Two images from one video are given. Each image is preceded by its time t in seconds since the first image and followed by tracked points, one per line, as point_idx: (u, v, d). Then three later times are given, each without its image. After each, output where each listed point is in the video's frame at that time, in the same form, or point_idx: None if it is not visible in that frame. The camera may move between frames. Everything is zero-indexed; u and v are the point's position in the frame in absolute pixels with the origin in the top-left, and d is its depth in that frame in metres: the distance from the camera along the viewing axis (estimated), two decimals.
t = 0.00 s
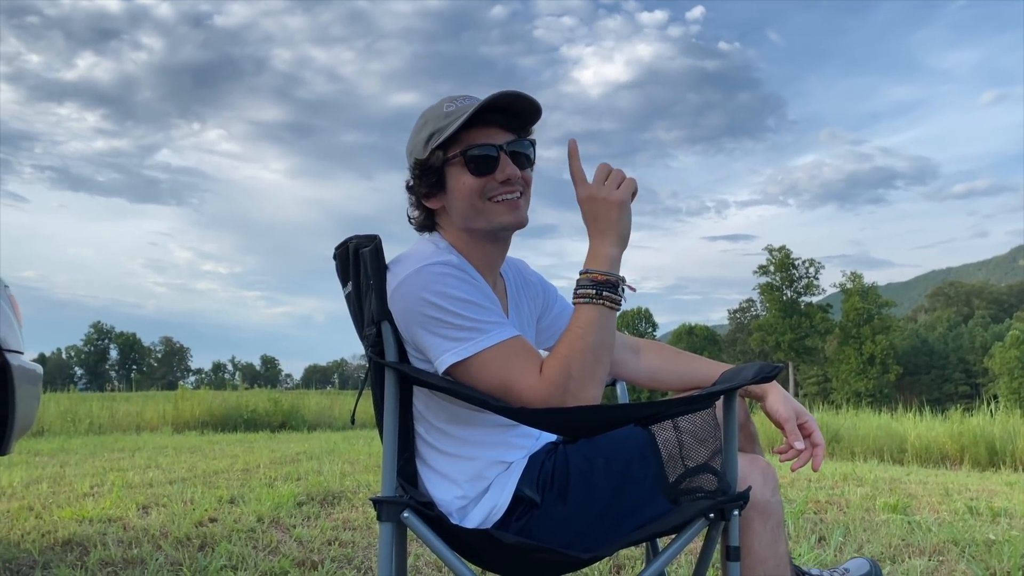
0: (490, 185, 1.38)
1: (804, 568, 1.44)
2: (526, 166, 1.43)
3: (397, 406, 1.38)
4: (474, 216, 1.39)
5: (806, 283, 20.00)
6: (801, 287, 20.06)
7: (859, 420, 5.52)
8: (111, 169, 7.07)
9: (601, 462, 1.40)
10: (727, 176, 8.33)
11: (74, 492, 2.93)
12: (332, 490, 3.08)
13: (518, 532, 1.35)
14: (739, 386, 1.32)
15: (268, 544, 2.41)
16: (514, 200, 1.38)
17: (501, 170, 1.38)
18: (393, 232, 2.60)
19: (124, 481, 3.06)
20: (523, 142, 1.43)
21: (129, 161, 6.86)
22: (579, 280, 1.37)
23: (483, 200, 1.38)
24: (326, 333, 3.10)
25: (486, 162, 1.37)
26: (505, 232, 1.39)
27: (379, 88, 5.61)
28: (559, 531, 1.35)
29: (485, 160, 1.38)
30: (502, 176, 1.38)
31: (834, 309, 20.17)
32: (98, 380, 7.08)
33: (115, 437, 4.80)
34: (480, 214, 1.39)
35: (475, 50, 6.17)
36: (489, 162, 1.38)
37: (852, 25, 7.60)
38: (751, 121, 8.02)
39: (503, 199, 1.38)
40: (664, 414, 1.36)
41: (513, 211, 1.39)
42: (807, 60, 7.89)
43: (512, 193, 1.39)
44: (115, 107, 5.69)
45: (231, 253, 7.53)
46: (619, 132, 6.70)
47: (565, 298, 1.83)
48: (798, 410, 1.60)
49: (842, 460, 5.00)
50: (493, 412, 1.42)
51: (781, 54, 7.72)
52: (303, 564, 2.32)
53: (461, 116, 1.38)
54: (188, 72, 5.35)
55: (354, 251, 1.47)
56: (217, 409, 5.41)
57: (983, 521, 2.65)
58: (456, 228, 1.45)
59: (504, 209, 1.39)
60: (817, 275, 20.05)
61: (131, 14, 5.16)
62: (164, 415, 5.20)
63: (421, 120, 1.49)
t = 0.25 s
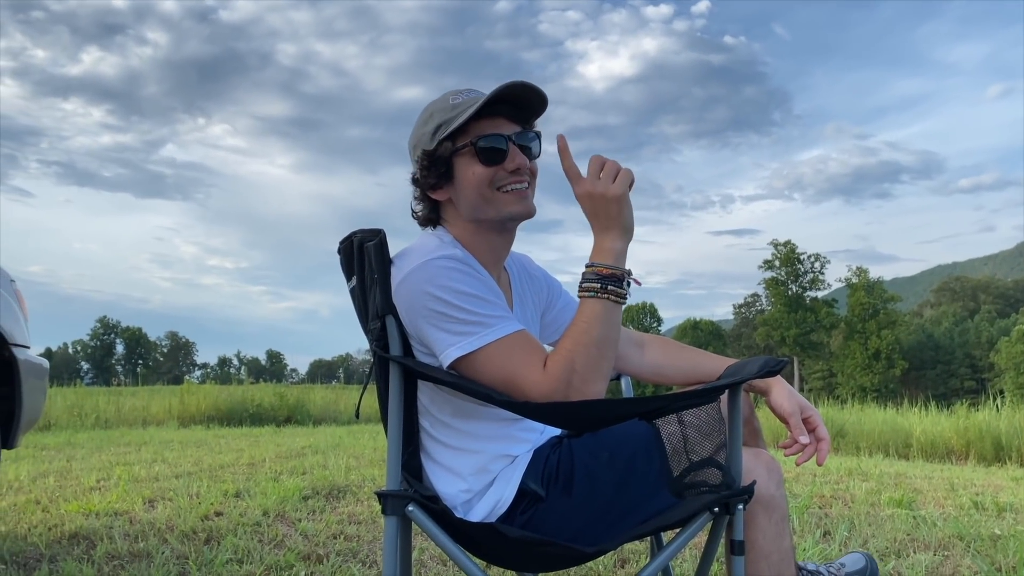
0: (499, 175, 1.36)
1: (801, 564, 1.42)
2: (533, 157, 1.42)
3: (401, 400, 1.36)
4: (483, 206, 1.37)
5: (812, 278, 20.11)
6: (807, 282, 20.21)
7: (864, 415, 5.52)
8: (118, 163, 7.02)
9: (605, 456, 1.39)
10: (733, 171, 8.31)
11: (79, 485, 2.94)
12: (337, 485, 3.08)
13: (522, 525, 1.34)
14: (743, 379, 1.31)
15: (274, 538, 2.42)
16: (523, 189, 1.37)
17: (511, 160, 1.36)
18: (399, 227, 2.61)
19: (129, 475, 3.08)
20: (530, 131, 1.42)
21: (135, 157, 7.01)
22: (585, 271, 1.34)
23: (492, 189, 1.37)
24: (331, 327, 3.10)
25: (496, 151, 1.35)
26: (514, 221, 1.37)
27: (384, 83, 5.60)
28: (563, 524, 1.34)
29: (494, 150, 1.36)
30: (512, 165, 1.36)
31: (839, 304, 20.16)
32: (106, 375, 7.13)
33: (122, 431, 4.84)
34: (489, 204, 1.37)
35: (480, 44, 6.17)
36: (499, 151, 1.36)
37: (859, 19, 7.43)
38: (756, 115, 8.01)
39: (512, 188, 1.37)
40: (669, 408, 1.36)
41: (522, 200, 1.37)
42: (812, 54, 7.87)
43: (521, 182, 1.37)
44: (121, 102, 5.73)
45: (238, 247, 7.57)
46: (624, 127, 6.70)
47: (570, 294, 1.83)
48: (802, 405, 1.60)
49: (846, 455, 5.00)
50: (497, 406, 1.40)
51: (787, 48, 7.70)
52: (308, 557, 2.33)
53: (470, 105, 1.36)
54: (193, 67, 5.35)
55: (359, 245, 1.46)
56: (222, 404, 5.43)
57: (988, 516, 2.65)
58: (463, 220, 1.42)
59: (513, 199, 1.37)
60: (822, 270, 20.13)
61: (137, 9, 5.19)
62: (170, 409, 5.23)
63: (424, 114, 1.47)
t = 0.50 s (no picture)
0: (512, 174, 1.35)
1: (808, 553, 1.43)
2: (546, 157, 1.41)
3: (407, 393, 1.35)
4: (494, 203, 1.36)
5: (818, 272, 20.20)
6: (813, 276, 20.36)
7: (869, 409, 5.51)
8: (124, 156, 7.16)
9: (610, 449, 1.37)
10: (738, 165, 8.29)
11: (86, 478, 2.95)
12: (343, 477, 3.09)
13: (527, 518, 1.34)
14: (749, 373, 1.27)
15: (280, 530, 2.43)
16: (534, 190, 1.36)
17: (525, 160, 1.35)
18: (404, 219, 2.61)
19: (136, 468, 3.09)
20: (544, 132, 1.42)
21: (141, 150, 7.15)
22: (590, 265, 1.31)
23: (503, 187, 1.36)
24: (337, 320, 3.11)
25: (512, 150, 1.34)
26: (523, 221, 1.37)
27: (388, 76, 5.60)
28: (569, 517, 1.33)
29: (510, 149, 1.35)
30: (525, 166, 1.35)
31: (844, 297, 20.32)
32: (112, 368, 7.17)
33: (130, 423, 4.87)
34: (500, 202, 1.36)
35: (485, 37, 6.17)
36: (515, 151, 1.35)
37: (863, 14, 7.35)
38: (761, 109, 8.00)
39: (523, 188, 1.36)
40: (674, 402, 1.34)
41: (532, 200, 1.37)
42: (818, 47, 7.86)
43: (534, 182, 1.37)
44: (126, 95, 5.74)
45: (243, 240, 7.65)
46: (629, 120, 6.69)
47: (573, 287, 1.83)
48: (805, 398, 1.59)
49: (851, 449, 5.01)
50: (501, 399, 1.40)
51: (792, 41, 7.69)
52: (314, 549, 2.34)
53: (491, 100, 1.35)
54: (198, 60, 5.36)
55: (364, 238, 1.44)
56: (228, 397, 5.45)
57: (994, 509, 2.64)
58: (470, 214, 1.41)
59: (523, 198, 1.36)
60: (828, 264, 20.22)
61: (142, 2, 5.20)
62: (176, 402, 5.25)
63: (440, 100, 1.44)
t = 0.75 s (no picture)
0: (525, 171, 1.35)
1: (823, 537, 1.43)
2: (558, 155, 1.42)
3: (412, 385, 1.34)
4: (505, 199, 1.37)
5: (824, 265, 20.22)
6: (819, 270, 20.32)
7: (874, 403, 5.50)
8: (129, 149, 7.14)
9: (616, 443, 1.37)
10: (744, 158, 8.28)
11: (94, 470, 2.98)
12: (348, 470, 3.10)
13: (533, 510, 1.34)
14: (754, 366, 1.26)
15: (286, 522, 2.44)
16: (546, 187, 1.37)
17: (538, 158, 1.36)
18: (410, 212, 2.61)
19: (143, 460, 3.11)
20: (557, 130, 1.42)
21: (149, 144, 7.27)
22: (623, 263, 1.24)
23: (515, 184, 1.36)
24: (342, 315, 3.12)
25: (526, 146, 1.34)
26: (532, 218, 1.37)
27: (394, 69, 5.60)
28: (575, 509, 1.33)
29: (524, 146, 1.36)
30: (539, 163, 1.36)
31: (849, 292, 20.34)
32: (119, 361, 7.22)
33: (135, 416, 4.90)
34: (511, 198, 1.37)
35: (491, 30, 6.17)
36: (529, 148, 1.36)
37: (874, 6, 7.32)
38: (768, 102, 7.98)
39: (536, 185, 1.37)
40: (679, 395, 1.32)
41: (543, 199, 1.37)
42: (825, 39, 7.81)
43: (546, 180, 1.37)
44: (132, 89, 5.77)
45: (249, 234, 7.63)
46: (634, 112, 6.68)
47: (580, 279, 1.83)
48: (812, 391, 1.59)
49: (856, 443, 5.00)
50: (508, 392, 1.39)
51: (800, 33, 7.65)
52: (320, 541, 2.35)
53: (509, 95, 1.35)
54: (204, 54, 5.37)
55: (370, 230, 1.45)
56: (234, 390, 5.51)
57: (1000, 504, 2.64)
58: (479, 208, 1.41)
59: (534, 196, 1.37)
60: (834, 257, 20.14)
61: None
62: (182, 394, 5.30)
63: (455, 89, 1.44)
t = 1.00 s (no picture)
0: (536, 158, 1.36)
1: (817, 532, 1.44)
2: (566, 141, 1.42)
3: (418, 379, 1.33)
4: (516, 187, 1.37)
5: (827, 258, 20.82)
6: (824, 264, 20.96)
7: (879, 397, 5.50)
8: (133, 141, 7.26)
9: (619, 438, 1.36)
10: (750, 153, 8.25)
11: (102, 461, 3.00)
12: (354, 462, 3.12)
13: (537, 505, 1.33)
14: (758, 359, 1.24)
15: (292, 514, 2.45)
16: (557, 173, 1.38)
17: (549, 143, 1.37)
18: (415, 205, 2.61)
19: (149, 452, 3.12)
20: (564, 116, 1.43)
21: (155, 137, 7.36)
22: (644, 259, 1.28)
23: (527, 172, 1.37)
24: (347, 308, 3.13)
25: (536, 133, 1.35)
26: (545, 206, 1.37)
27: (399, 62, 5.61)
28: (580, 504, 1.32)
29: (534, 133, 1.36)
30: (550, 149, 1.36)
31: (853, 286, 20.70)
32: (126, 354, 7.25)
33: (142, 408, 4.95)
34: (522, 187, 1.37)
35: (496, 23, 6.16)
36: (538, 135, 1.36)
37: None
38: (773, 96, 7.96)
39: (547, 172, 1.37)
40: (683, 388, 1.30)
41: (554, 185, 1.38)
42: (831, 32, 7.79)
43: (557, 166, 1.38)
44: (138, 82, 5.78)
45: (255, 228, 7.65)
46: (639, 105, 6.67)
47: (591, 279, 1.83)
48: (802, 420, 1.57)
49: (862, 437, 5.00)
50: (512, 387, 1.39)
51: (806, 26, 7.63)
52: (325, 533, 2.36)
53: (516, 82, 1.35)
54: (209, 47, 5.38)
55: (375, 224, 1.44)
56: (240, 381, 5.56)
57: (1006, 498, 2.64)
58: (489, 199, 1.41)
59: (546, 183, 1.37)
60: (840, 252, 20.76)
61: None
62: (188, 387, 5.35)
63: (458, 82, 1.44)
